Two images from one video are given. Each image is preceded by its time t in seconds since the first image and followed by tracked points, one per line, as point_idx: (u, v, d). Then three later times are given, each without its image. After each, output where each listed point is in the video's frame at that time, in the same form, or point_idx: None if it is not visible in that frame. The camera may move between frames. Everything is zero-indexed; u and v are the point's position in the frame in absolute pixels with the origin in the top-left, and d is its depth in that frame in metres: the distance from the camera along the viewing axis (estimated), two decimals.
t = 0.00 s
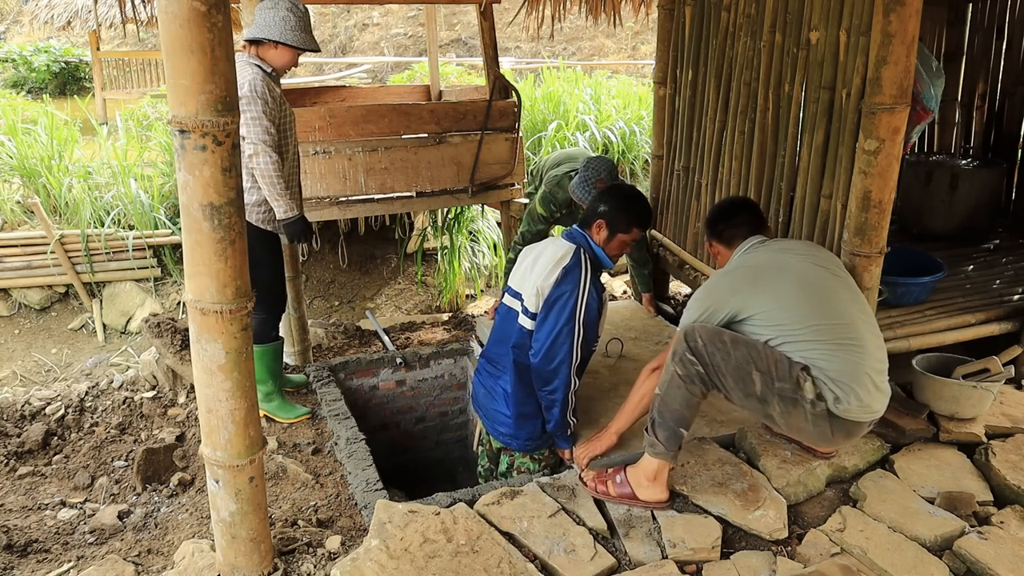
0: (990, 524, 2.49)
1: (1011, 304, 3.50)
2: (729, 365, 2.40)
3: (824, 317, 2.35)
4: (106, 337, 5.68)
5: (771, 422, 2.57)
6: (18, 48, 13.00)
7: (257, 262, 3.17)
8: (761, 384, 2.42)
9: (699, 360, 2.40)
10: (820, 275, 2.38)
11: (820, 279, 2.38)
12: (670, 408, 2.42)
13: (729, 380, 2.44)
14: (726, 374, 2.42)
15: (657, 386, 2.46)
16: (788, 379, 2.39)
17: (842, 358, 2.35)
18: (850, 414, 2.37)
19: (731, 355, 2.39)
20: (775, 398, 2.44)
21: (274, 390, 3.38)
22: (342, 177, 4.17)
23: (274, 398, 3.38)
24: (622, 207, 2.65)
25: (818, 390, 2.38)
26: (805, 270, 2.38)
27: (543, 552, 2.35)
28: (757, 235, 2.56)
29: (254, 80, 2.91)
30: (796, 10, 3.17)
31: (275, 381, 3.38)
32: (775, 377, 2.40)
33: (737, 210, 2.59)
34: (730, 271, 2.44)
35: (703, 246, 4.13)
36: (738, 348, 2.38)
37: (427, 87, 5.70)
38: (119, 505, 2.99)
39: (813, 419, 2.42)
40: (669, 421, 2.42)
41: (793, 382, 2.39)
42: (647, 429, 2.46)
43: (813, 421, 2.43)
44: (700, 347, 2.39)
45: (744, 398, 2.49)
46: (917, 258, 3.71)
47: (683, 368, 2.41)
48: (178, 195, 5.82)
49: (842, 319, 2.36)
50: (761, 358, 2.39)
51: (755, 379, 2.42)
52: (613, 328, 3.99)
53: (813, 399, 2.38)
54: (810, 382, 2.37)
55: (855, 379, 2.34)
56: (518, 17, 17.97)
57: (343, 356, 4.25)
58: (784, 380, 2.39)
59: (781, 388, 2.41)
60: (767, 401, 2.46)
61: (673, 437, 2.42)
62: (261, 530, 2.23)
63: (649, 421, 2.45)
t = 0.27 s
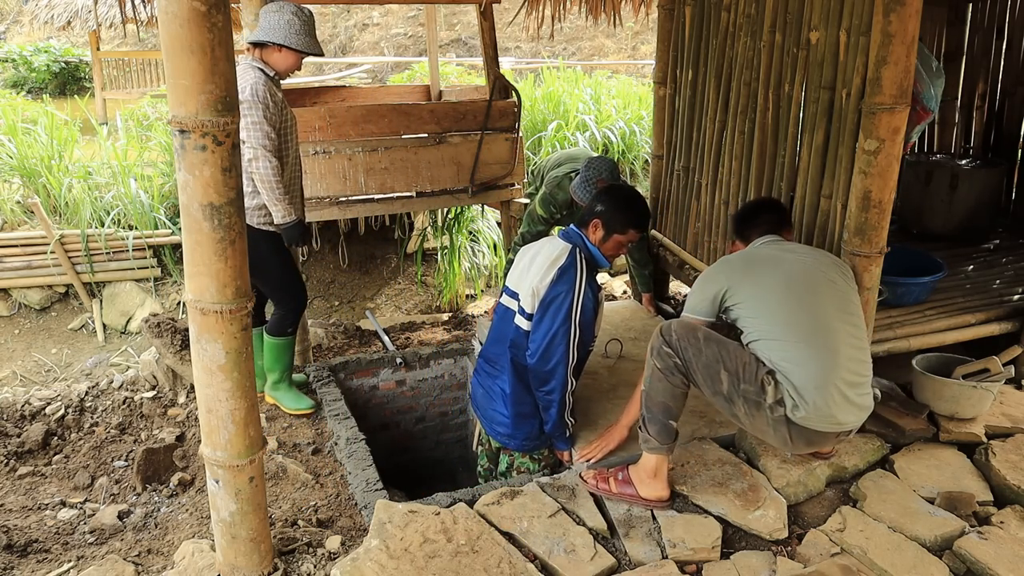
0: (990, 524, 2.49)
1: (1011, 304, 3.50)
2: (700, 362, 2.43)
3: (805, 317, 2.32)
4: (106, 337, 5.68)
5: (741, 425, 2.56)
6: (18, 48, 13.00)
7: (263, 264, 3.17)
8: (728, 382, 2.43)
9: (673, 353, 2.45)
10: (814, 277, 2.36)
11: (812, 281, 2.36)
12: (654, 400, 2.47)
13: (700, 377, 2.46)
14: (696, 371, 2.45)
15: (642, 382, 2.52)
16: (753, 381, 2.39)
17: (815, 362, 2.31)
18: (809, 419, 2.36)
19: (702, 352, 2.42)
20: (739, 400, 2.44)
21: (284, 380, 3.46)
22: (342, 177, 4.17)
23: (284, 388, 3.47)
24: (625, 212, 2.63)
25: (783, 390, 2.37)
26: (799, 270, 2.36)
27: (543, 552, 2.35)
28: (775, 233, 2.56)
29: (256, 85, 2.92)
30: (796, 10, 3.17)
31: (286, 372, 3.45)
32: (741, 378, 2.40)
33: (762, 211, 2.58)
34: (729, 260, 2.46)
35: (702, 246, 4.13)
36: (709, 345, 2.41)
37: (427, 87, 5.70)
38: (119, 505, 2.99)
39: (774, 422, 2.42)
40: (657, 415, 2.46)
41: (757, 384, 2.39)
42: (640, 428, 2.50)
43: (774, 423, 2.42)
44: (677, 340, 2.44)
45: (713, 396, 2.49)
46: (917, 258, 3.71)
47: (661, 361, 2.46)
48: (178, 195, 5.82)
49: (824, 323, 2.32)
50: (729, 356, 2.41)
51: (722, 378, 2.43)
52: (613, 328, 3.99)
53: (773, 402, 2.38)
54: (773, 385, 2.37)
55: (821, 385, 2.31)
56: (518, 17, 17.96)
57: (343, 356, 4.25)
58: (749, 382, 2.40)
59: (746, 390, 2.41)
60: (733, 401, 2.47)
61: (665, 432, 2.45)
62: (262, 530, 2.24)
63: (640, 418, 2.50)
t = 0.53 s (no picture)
0: (990, 524, 2.49)
1: (1011, 304, 3.50)
2: (686, 360, 2.46)
3: (800, 318, 2.31)
4: (106, 337, 5.68)
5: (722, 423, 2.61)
6: (18, 48, 13.00)
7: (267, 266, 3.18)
8: (711, 381, 2.48)
9: (660, 349, 2.48)
10: (818, 280, 2.34)
11: (816, 284, 2.34)
12: (647, 399, 2.48)
13: (684, 376, 2.50)
14: (680, 369, 2.49)
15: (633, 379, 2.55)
16: (735, 379, 2.45)
17: (802, 364, 2.31)
18: (786, 422, 2.36)
19: (688, 350, 2.46)
20: (722, 398, 2.49)
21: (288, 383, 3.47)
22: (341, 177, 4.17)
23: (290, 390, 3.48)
24: (624, 206, 2.67)
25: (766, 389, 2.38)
26: (805, 270, 2.35)
27: (543, 552, 2.35)
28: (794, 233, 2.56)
29: (267, 97, 2.91)
30: (796, 10, 3.17)
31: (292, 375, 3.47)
32: (724, 376, 2.46)
33: (781, 210, 2.59)
34: (740, 254, 2.47)
35: (702, 246, 4.13)
36: (694, 344, 2.45)
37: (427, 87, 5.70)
38: (119, 505, 2.99)
39: (754, 422, 2.44)
40: (651, 412, 2.47)
41: (740, 382, 2.44)
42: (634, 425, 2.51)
43: (753, 422, 2.44)
44: (664, 337, 2.47)
45: (697, 394, 2.53)
46: (917, 258, 3.71)
47: (649, 360, 2.49)
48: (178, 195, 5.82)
49: (818, 327, 2.31)
50: (713, 355, 2.46)
51: (705, 376, 2.48)
52: (613, 328, 3.99)
53: (753, 403, 2.41)
54: (756, 385, 2.40)
55: (803, 386, 2.31)
56: (518, 17, 17.96)
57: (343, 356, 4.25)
58: (731, 380, 2.45)
59: (729, 388, 2.46)
60: (716, 399, 2.51)
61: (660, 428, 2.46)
62: (262, 530, 2.23)
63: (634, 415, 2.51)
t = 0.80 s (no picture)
0: (990, 523, 2.49)
1: (1011, 304, 3.50)
2: (692, 362, 2.46)
3: (806, 324, 2.32)
4: (106, 337, 5.69)
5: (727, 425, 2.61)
6: (18, 48, 13.01)
7: (292, 264, 3.23)
8: (717, 384, 2.48)
9: (668, 351, 2.48)
10: (824, 284, 2.33)
11: (821, 288, 2.33)
12: (651, 399, 2.49)
13: (690, 376, 2.50)
14: (687, 371, 2.49)
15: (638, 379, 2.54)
16: (742, 383, 2.45)
17: (807, 370, 2.32)
18: (791, 428, 2.37)
19: (694, 352, 2.45)
20: (728, 401, 2.49)
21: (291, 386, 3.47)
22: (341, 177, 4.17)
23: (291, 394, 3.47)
24: (627, 205, 2.72)
25: (772, 395, 2.39)
26: (810, 275, 2.34)
27: (543, 552, 2.35)
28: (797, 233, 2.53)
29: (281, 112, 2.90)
30: (796, 10, 3.17)
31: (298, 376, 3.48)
32: (731, 379, 2.46)
33: (790, 201, 2.56)
34: (745, 257, 2.45)
35: (702, 246, 4.13)
36: (701, 346, 2.45)
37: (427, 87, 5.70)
38: (119, 505, 2.99)
39: (759, 426, 2.45)
40: (653, 413, 2.48)
41: (746, 386, 2.44)
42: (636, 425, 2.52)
43: (760, 427, 2.45)
44: (670, 339, 2.46)
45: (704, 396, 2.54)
46: (917, 258, 3.71)
47: (655, 361, 2.49)
48: (178, 195, 5.81)
49: (823, 332, 2.31)
50: (720, 357, 2.45)
51: (711, 378, 2.48)
52: (613, 328, 4.00)
53: (759, 407, 2.42)
54: (762, 390, 2.41)
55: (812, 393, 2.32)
56: (518, 18, 17.96)
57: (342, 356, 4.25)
58: (738, 384, 2.46)
59: (734, 392, 2.46)
60: (722, 401, 2.51)
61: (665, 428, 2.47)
62: (261, 530, 2.24)
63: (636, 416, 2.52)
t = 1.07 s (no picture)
0: (990, 524, 2.49)
1: (1011, 304, 3.50)
2: (710, 364, 2.45)
3: (819, 324, 2.34)
4: (106, 337, 5.69)
5: (746, 424, 2.60)
6: (18, 48, 13.02)
7: (325, 270, 3.26)
8: (739, 385, 2.46)
9: (685, 354, 2.45)
10: (827, 281, 2.36)
11: (826, 285, 2.36)
12: (660, 403, 2.46)
13: (709, 378, 2.48)
14: (705, 373, 2.47)
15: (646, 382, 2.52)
16: (764, 384, 2.43)
17: (826, 368, 2.34)
18: (819, 425, 2.39)
19: (713, 354, 2.43)
20: (749, 401, 2.47)
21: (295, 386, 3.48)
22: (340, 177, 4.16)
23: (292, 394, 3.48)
24: (634, 206, 2.70)
25: (794, 395, 2.41)
26: (814, 275, 2.36)
27: (543, 552, 2.35)
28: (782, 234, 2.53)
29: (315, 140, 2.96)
30: (796, 10, 3.17)
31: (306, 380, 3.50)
32: (752, 380, 2.44)
33: (774, 201, 2.53)
34: (741, 263, 2.44)
35: (702, 246, 4.13)
36: (721, 347, 2.43)
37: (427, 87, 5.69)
38: (119, 505, 2.99)
39: (785, 426, 2.45)
40: (662, 418, 2.46)
41: (768, 387, 2.42)
42: (642, 428, 2.50)
43: (785, 427, 2.45)
44: (686, 343, 2.45)
45: (722, 397, 2.52)
46: (917, 258, 3.71)
47: (671, 364, 2.46)
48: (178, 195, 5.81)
49: (835, 328, 2.34)
50: (740, 359, 2.43)
51: (732, 380, 2.46)
52: (613, 328, 4.00)
53: (785, 407, 2.42)
54: (785, 390, 2.41)
55: (835, 390, 2.34)
56: (518, 18, 17.97)
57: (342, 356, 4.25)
58: (760, 384, 2.43)
59: (757, 392, 2.44)
60: (743, 402, 2.50)
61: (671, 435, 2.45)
62: (261, 530, 2.24)
63: (643, 419, 2.49)
